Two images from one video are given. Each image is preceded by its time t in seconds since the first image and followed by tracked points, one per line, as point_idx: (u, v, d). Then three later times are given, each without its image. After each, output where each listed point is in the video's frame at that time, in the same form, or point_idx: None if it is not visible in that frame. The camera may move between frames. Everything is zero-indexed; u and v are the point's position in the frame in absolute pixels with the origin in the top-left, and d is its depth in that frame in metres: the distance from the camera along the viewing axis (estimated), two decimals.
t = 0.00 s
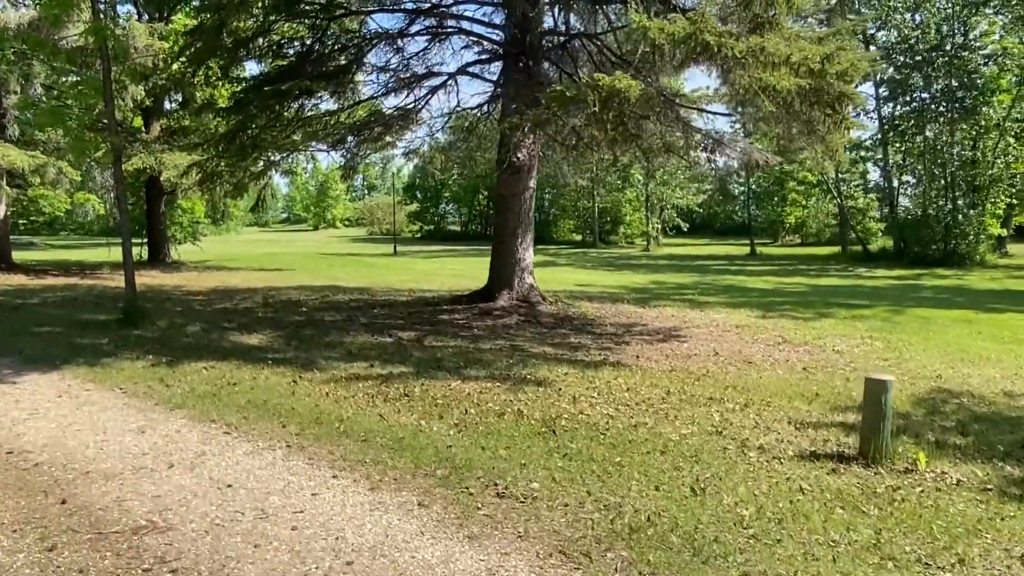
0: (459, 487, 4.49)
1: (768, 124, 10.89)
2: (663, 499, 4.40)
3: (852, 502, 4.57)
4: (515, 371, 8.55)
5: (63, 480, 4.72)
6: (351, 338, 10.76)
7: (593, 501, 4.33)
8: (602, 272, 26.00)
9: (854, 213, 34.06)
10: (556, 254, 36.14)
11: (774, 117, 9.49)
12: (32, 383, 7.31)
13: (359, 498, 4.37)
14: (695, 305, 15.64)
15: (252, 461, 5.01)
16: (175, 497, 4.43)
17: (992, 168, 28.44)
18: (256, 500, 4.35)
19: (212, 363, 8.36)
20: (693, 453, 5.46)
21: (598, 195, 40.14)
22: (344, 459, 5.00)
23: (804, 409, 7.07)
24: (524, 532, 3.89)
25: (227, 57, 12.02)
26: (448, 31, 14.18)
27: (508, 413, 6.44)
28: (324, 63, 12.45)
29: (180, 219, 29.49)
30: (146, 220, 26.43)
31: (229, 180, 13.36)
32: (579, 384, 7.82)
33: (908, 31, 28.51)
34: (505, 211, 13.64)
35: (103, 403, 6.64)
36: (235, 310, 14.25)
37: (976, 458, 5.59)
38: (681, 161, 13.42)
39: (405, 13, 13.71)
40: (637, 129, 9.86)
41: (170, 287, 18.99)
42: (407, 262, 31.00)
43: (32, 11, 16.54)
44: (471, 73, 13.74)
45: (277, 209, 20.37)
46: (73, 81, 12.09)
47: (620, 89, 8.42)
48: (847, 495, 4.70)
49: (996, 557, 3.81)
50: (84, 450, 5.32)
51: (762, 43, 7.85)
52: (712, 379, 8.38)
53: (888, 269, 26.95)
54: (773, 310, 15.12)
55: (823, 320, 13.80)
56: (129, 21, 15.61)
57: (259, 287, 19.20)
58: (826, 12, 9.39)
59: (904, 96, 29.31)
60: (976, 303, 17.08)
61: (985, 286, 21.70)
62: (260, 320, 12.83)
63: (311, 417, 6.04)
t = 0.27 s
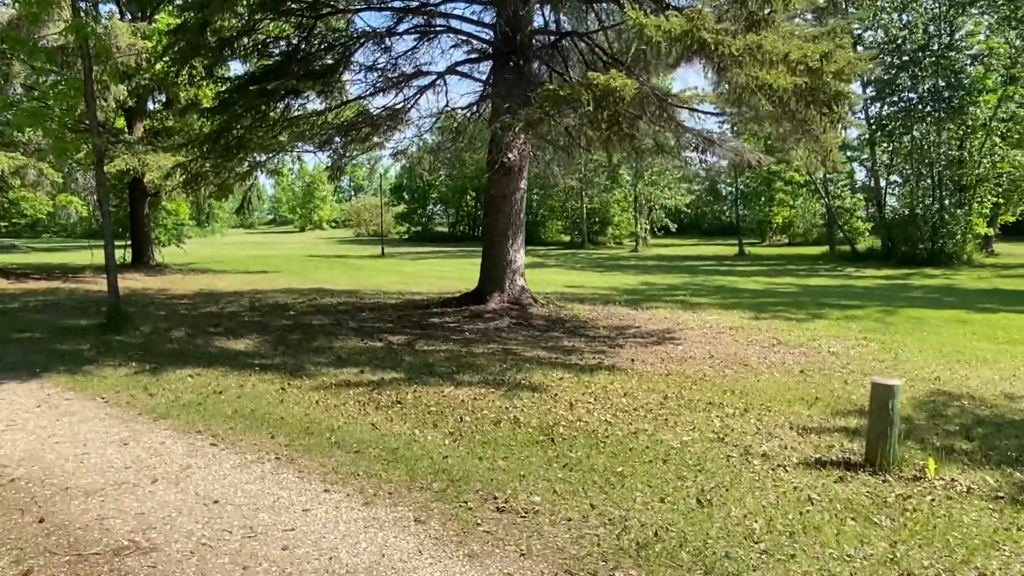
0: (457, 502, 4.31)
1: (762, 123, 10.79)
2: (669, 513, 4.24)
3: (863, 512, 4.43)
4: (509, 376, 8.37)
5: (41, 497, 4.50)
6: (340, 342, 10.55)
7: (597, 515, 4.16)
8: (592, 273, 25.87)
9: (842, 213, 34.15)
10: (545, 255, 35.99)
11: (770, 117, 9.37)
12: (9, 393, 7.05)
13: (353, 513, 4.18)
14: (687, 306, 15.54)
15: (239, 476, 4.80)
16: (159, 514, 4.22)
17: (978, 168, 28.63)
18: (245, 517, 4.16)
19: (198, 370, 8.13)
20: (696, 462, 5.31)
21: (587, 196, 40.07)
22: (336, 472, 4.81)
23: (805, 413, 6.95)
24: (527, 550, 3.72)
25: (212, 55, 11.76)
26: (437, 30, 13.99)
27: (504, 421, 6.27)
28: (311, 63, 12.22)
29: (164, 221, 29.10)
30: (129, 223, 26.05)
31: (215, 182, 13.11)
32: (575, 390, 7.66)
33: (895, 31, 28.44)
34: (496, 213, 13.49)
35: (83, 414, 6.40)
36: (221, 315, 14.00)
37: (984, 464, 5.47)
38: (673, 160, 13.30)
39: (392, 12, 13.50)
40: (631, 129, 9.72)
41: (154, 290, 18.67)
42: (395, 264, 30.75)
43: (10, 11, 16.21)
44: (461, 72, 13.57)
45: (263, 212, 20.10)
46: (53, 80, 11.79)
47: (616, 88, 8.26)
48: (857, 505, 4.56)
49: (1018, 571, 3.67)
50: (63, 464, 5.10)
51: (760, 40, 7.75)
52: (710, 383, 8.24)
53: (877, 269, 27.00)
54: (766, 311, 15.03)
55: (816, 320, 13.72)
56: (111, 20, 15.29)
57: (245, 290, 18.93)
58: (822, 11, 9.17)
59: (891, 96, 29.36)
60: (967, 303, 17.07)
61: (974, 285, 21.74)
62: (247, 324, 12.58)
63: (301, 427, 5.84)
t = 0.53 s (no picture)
0: (464, 505, 4.14)
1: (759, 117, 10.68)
2: (684, 514, 4.09)
3: (883, 512, 4.30)
4: (508, 374, 8.20)
5: (26, 505, 4.29)
6: (332, 341, 10.35)
7: (610, 518, 4.00)
8: (583, 271, 25.72)
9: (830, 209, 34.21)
10: (534, 254, 35.84)
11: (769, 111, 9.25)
12: None
13: (357, 519, 4.00)
14: (681, 303, 15.42)
15: (235, 480, 4.61)
16: (152, 522, 4.03)
17: (966, 164, 28.71)
18: (243, 524, 3.97)
19: (187, 370, 7.91)
20: (707, 462, 5.17)
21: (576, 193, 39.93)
22: (336, 475, 4.63)
23: (810, 411, 6.82)
24: (540, 555, 3.56)
25: (198, 49, 11.49)
26: (427, 24, 13.78)
27: (506, 420, 6.10)
28: (300, 57, 11.98)
29: (149, 219, 28.70)
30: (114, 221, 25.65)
31: (204, 178, 12.83)
32: (575, 388, 7.50)
33: (885, 27, 28.34)
34: (489, 209, 13.32)
35: (70, 416, 6.18)
36: (209, 314, 13.75)
37: (998, 461, 5.36)
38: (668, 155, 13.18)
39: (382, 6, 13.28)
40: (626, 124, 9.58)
41: (140, 289, 18.35)
42: (384, 262, 30.45)
43: None
44: (452, 66, 13.37)
45: (251, 210, 19.81)
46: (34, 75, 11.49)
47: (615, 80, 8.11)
48: (875, 505, 4.43)
49: None
50: (50, 469, 4.88)
51: (763, 31, 7.72)
52: (712, 380, 8.10)
53: (866, 265, 27.02)
54: (760, 307, 14.93)
55: (812, 316, 13.63)
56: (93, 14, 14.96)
57: (233, 289, 18.66)
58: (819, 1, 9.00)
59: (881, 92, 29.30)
60: (960, 299, 17.04)
61: (965, 281, 21.76)
62: (236, 323, 12.35)
63: (298, 429, 5.65)
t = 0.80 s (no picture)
0: (482, 516, 3.99)
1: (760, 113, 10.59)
2: (710, 523, 3.96)
3: (911, 518, 4.19)
4: (511, 375, 8.06)
5: (22, 517, 4.09)
6: (329, 341, 10.16)
7: (635, 527, 3.87)
8: (575, 268, 25.59)
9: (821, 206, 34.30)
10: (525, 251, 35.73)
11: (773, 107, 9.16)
12: None
13: (371, 531, 3.84)
14: (678, 301, 15.32)
15: (241, 489, 4.43)
16: (156, 535, 3.84)
17: (956, 161, 28.46)
18: (252, 537, 3.79)
19: (183, 372, 7.71)
20: (724, 465, 5.04)
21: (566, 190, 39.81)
22: (346, 483, 4.46)
23: (822, 411, 6.72)
24: (567, 569, 3.42)
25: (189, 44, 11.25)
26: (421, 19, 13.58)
27: (515, 423, 5.96)
28: (293, 52, 11.76)
29: (136, 217, 28.32)
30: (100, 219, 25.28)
31: (196, 176, 12.57)
32: (582, 389, 7.37)
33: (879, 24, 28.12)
34: (486, 207, 13.19)
35: (63, 422, 5.97)
36: (200, 313, 13.51)
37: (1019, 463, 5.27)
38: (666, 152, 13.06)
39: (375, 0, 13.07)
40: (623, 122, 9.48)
41: (128, 288, 18.06)
42: (374, 260, 30.19)
43: None
44: (448, 61, 13.18)
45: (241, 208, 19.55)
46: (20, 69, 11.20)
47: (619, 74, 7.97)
48: (902, 510, 4.31)
49: None
50: (45, 479, 4.68)
51: (771, 25, 7.59)
52: (718, 380, 7.99)
53: (857, 262, 27.06)
54: (757, 305, 14.85)
55: (810, 314, 13.56)
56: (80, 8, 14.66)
57: (224, 288, 18.41)
58: None
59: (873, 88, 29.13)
60: (954, 296, 17.03)
61: (957, 277, 21.79)
62: (228, 323, 12.13)
63: (303, 433, 5.47)
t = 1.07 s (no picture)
0: (503, 521, 3.82)
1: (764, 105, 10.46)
2: (739, 528, 3.82)
3: (944, 521, 4.06)
4: (516, 373, 7.90)
5: (19, 526, 3.90)
6: (327, 338, 9.97)
7: (663, 533, 3.72)
8: (570, 263, 25.45)
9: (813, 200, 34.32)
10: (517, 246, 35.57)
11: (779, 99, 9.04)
12: None
13: (388, 539, 3.67)
14: (676, 296, 15.20)
15: (248, 494, 4.24)
16: (161, 545, 3.66)
17: (949, 154, 28.56)
18: (262, 546, 3.61)
19: (180, 371, 7.50)
20: (745, 465, 4.90)
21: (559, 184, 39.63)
22: (357, 487, 4.29)
23: (836, 407, 6.60)
24: None
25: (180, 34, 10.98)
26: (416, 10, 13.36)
27: (526, 423, 5.80)
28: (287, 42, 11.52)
29: (124, 212, 27.93)
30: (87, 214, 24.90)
31: (189, 171, 12.34)
32: (590, 386, 7.22)
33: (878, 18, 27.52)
34: (484, 201, 13.02)
35: (57, 424, 5.76)
36: (193, 310, 13.28)
37: None
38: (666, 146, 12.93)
39: None
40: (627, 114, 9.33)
41: (118, 285, 17.76)
42: (366, 256, 29.94)
43: None
44: (445, 53, 12.98)
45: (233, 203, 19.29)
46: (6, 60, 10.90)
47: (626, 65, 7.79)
48: (933, 512, 4.19)
49: None
50: (42, 484, 4.48)
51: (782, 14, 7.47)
52: (726, 376, 7.86)
53: (851, 256, 27.04)
54: (756, 299, 14.76)
55: (810, 308, 13.47)
56: None
57: (215, 283, 18.14)
58: None
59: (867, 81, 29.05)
60: (951, 289, 17.00)
61: (952, 271, 21.80)
62: (223, 320, 11.91)
63: (308, 434, 5.29)
